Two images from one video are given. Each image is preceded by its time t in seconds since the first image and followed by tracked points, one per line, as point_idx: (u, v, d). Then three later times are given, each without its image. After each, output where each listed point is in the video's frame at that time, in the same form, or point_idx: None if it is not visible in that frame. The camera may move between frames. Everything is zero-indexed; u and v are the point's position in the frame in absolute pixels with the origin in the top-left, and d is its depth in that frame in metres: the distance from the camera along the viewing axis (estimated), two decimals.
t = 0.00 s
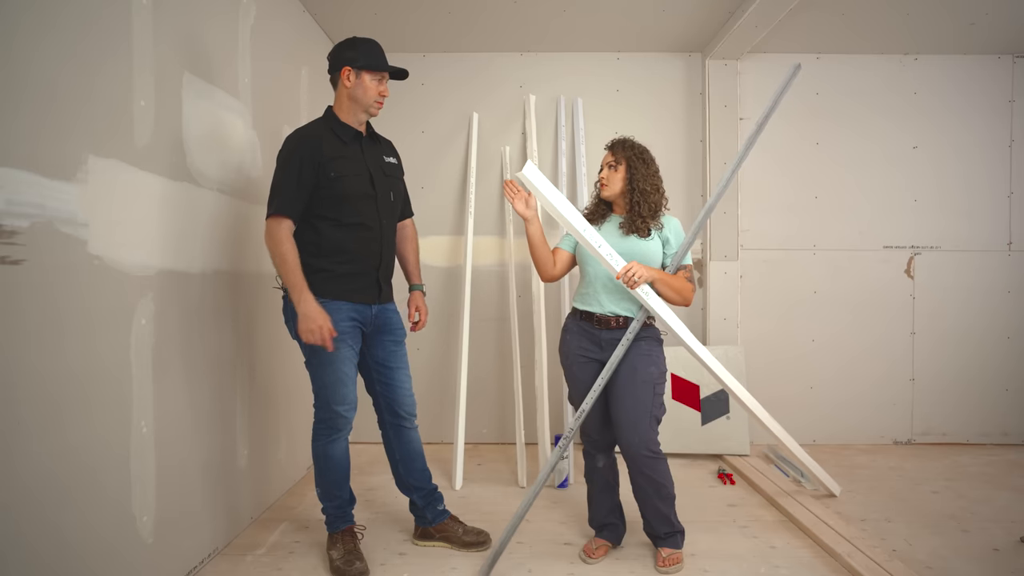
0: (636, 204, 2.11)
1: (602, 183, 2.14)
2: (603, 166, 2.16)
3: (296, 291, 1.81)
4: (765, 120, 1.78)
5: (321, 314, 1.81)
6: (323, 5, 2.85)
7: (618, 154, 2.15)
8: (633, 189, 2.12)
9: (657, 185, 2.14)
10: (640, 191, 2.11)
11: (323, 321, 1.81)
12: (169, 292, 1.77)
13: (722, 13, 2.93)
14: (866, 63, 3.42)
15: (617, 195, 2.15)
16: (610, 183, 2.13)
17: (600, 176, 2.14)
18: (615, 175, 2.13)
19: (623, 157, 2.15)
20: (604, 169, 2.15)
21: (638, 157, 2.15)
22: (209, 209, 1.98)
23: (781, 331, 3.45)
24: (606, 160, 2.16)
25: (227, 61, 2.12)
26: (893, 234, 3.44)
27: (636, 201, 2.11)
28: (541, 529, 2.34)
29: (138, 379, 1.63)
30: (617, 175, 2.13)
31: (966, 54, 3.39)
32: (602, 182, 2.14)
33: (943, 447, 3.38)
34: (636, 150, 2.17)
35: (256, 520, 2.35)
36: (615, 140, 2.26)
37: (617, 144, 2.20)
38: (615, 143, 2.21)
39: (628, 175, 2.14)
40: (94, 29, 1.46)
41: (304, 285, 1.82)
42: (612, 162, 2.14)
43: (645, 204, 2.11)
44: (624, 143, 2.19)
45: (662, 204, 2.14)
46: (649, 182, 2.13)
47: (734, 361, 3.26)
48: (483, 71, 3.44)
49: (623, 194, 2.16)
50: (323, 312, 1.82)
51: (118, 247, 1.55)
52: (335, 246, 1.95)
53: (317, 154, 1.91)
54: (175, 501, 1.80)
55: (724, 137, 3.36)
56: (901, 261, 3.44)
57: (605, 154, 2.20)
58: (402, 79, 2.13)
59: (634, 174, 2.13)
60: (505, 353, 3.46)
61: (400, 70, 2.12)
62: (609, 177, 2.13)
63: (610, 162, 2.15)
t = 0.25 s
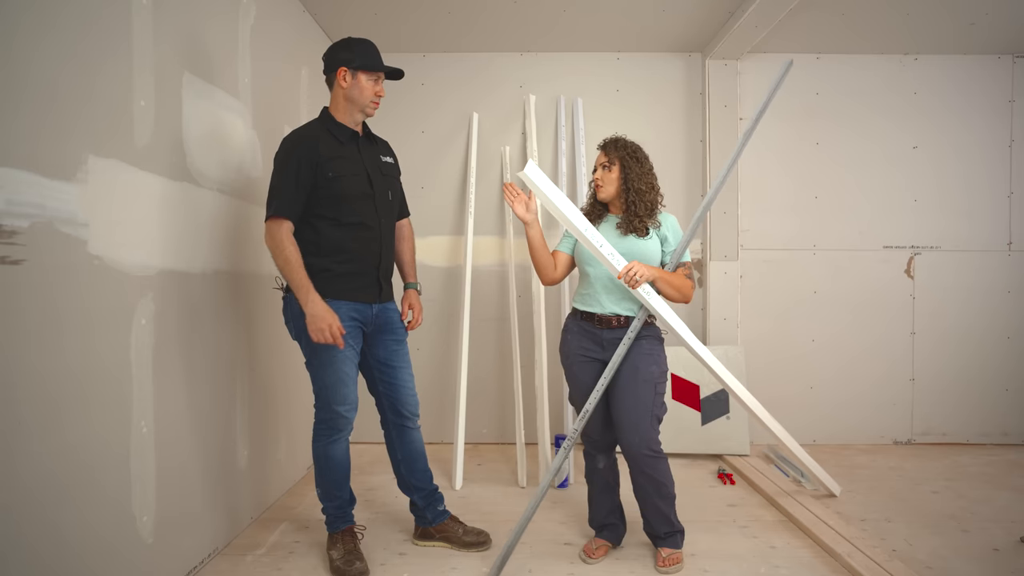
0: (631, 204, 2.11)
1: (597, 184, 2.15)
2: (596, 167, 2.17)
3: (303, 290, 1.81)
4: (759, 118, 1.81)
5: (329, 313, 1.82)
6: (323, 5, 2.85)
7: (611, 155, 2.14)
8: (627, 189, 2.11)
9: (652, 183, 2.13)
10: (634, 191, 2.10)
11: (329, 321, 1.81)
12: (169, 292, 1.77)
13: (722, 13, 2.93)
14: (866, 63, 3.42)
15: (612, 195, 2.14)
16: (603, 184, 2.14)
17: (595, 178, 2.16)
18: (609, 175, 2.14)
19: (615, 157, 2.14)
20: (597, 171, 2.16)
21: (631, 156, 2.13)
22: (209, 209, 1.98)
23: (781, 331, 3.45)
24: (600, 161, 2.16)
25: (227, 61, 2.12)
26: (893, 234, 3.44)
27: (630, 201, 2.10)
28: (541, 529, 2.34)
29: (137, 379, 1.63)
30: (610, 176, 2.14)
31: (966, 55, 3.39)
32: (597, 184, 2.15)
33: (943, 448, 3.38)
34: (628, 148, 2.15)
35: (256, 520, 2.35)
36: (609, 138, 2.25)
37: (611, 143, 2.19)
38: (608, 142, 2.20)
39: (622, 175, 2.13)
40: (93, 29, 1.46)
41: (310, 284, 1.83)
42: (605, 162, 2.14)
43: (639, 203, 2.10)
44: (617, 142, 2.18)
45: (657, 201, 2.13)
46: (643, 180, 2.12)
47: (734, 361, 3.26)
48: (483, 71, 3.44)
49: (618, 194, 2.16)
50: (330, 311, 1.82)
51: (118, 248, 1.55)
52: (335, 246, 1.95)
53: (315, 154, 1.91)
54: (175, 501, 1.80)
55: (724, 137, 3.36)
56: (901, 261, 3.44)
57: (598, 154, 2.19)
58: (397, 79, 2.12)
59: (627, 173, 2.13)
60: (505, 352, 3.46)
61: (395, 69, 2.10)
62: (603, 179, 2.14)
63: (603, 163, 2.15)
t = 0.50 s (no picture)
0: (628, 203, 2.11)
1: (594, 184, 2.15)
2: (592, 168, 2.17)
3: (275, 298, 1.82)
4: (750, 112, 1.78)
5: (292, 329, 1.81)
6: (323, 5, 2.85)
7: (606, 155, 2.15)
8: (624, 189, 2.12)
9: (649, 182, 2.14)
10: (631, 190, 2.11)
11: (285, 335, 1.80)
12: (169, 292, 1.77)
13: (723, 13, 2.93)
14: (866, 63, 3.42)
15: (608, 195, 2.15)
16: (600, 184, 2.14)
17: (591, 179, 2.15)
18: (605, 175, 2.14)
19: (610, 157, 2.14)
20: (593, 171, 2.16)
21: (627, 156, 2.14)
22: (209, 209, 1.98)
23: (781, 331, 3.45)
24: (595, 161, 2.16)
25: (228, 61, 2.12)
26: (893, 234, 3.44)
27: (628, 200, 2.11)
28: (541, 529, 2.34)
29: (137, 379, 1.63)
30: (607, 176, 2.14)
31: (966, 55, 3.39)
32: (594, 185, 2.15)
33: (943, 448, 3.38)
34: (623, 148, 2.16)
35: (256, 520, 2.35)
36: (603, 138, 2.25)
37: (606, 143, 2.19)
38: (602, 142, 2.21)
39: (619, 175, 2.14)
40: (94, 29, 1.46)
41: (284, 294, 1.83)
42: (601, 163, 2.15)
43: (637, 202, 2.11)
44: (611, 142, 2.19)
45: (654, 199, 2.14)
46: (639, 179, 2.12)
47: (734, 361, 3.26)
48: (483, 71, 3.44)
49: (615, 194, 2.16)
50: (293, 325, 1.82)
51: (118, 248, 1.55)
52: (335, 246, 1.95)
53: (316, 154, 1.91)
54: (175, 501, 1.80)
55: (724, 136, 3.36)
56: (901, 261, 3.44)
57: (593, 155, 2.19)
58: (398, 80, 2.13)
59: (623, 172, 2.13)
60: (505, 352, 3.46)
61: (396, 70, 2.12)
62: (600, 179, 2.14)
63: (598, 164, 2.15)
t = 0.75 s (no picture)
0: (626, 203, 2.12)
1: (591, 186, 2.15)
2: (589, 169, 2.16)
3: (272, 297, 1.82)
4: (748, 106, 1.80)
5: (288, 327, 1.82)
6: (323, 5, 2.85)
7: (602, 156, 2.15)
8: (622, 189, 2.12)
9: (645, 182, 2.14)
10: (628, 190, 2.12)
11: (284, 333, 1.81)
12: (169, 292, 1.77)
13: (723, 13, 2.93)
14: (866, 63, 3.42)
15: (606, 196, 2.15)
16: (598, 185, 2.13)
17: (589, 181, 2.15)
18: (603, 176, 2.13)
19: (607, 158, 2.14)
20: (590, 173, 2.15)
21: (623, 157, 2.15)
22: (209, 209, 1.99)
23: (781, 331, 3.45)
24: (592, 163, 2.15)
25: (228, 61, 2.13)
26: (893, 234, 3.44)
27: (626, 200, 2.11)
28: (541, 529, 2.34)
29: (137, 379, 1.63)
30: (604, 177, 2.14)
31: (966, 55, 3.39)
32: (591, 186, 2.14)
33: (943, 448, 3.38)
34: (618, 148, 2.16)
35: (256, 520, 2.35)
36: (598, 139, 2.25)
37: (601, 144, 2.19)
38: (598, 143, 2.21)
39: (616, 176, 2.14)
40: (94, 29, 1.46)
41: (281, 293, 1.83)
42: (597, 164, 2.14)
43: (635, 201, 2.11)
44: (607, 143, 2.19)
45: (651, 198, 2.14)
46: (637, 179, 2.13)
47: (734, 361, 3.26)
48: (483, 71, 3.44)
49: (613, 195, 2.16)
50: (290, 324, 1.83)
51: (118, 248, 1.56)
52: (334, 246, 1.95)
53: (316, 155, 1.91)
54: (175, 501, 1.80)
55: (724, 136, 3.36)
56: (901, 261, 3.43)
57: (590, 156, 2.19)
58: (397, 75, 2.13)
59: (620, 172, 2.13)
60: (505, 352, 3.46)
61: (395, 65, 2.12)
62: (597, 180, 2.14)
63: (595, 165, 2.15)
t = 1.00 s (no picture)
0: (623, 204, 2.11)
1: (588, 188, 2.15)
2: (586, 171, 2.16)
3: (291, 295, 1.82)
4: (748, 106, 1.80)
5: (315, 321, 1.82)
6: (323, 5, 2.85)
7: (599, 158, 2.15)
8: (618, 190, 2.12)
9: (642, 183, 2.14)
10: (624, 191, 2.12)
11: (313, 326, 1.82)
12: (169, 292, 1.77)
13: (723, 12, 2.93)
14: (866, 63, 3.42)
15: (603, 198, 2.15)
16: (595, 187, 2.14)
17: (586, 182, 2.15)
18: (599, 178, 2.13)
19: (603, 160, 2.15)
20: (587, 175, 2.16)
21: (620, 158, 2.15)
22: (209, 209, 1.99)
23: (781, 332, 3.45)
24: (588, 165, 2.16)
25: (228, 61, 2.12)
26: (893, 234, 3.44)
27: (621, 202, 2.11)
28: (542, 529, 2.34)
29: (137, 380, 1.62)
30: (601, 178, 2.14)
31: (966, 55, 3.39)
32: (588, 188, 2.15)
33: (943, 448, 3.38)
34: (615, 150, 2.16)
35: (256, 520, 2.35)
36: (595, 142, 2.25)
37: (598, 147, 2.19)
38: (594, 146, 2.21)
39: (613, 177, 2.14)
40: (94, 29, 1.46)
41: (300, 290, 1.84)
42: (594, 166, 2.14)
43: (631, 203, 2.11)
44: (604, 144, 2.19)
45: (647, 199, 2.13)
46: (633, 180, 2.13)
47: (734, 361, 3.26)
48: (483, 71, 3.44)
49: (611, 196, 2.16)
50: (316, 317, 1.83)
51: (117, 248, 1.55)
52: (335, 246, 1.95)
53: (316, 155, 1.91)
54: (175, 501, 1.80)
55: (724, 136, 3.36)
56: (901, 261, 3.44)
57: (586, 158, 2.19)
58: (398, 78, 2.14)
59: (616, 174, 2.13)
60: (505, 352, 3.46)
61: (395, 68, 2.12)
62: (595, 182, 2.14)
63: (592, 167, 2.15)
